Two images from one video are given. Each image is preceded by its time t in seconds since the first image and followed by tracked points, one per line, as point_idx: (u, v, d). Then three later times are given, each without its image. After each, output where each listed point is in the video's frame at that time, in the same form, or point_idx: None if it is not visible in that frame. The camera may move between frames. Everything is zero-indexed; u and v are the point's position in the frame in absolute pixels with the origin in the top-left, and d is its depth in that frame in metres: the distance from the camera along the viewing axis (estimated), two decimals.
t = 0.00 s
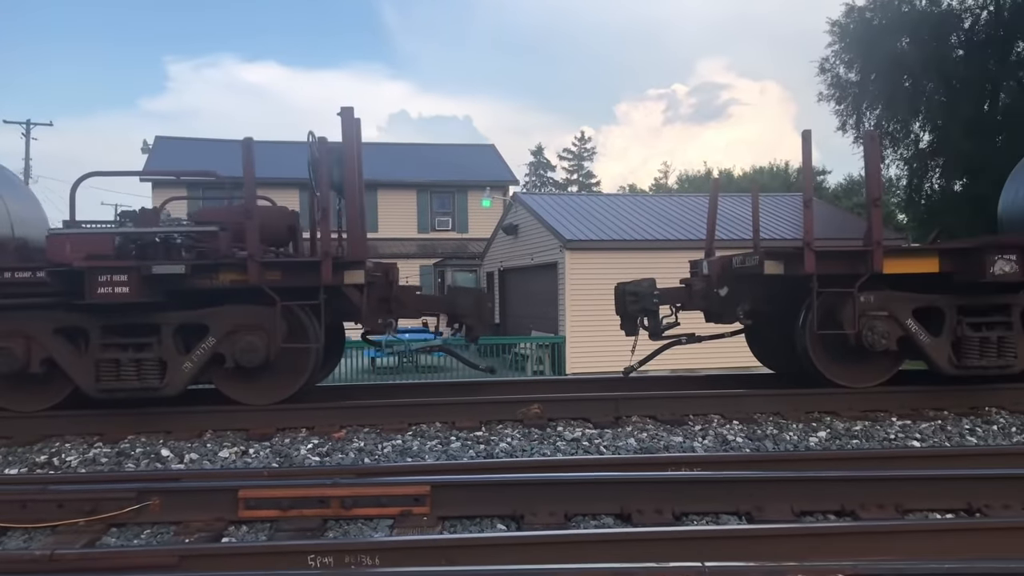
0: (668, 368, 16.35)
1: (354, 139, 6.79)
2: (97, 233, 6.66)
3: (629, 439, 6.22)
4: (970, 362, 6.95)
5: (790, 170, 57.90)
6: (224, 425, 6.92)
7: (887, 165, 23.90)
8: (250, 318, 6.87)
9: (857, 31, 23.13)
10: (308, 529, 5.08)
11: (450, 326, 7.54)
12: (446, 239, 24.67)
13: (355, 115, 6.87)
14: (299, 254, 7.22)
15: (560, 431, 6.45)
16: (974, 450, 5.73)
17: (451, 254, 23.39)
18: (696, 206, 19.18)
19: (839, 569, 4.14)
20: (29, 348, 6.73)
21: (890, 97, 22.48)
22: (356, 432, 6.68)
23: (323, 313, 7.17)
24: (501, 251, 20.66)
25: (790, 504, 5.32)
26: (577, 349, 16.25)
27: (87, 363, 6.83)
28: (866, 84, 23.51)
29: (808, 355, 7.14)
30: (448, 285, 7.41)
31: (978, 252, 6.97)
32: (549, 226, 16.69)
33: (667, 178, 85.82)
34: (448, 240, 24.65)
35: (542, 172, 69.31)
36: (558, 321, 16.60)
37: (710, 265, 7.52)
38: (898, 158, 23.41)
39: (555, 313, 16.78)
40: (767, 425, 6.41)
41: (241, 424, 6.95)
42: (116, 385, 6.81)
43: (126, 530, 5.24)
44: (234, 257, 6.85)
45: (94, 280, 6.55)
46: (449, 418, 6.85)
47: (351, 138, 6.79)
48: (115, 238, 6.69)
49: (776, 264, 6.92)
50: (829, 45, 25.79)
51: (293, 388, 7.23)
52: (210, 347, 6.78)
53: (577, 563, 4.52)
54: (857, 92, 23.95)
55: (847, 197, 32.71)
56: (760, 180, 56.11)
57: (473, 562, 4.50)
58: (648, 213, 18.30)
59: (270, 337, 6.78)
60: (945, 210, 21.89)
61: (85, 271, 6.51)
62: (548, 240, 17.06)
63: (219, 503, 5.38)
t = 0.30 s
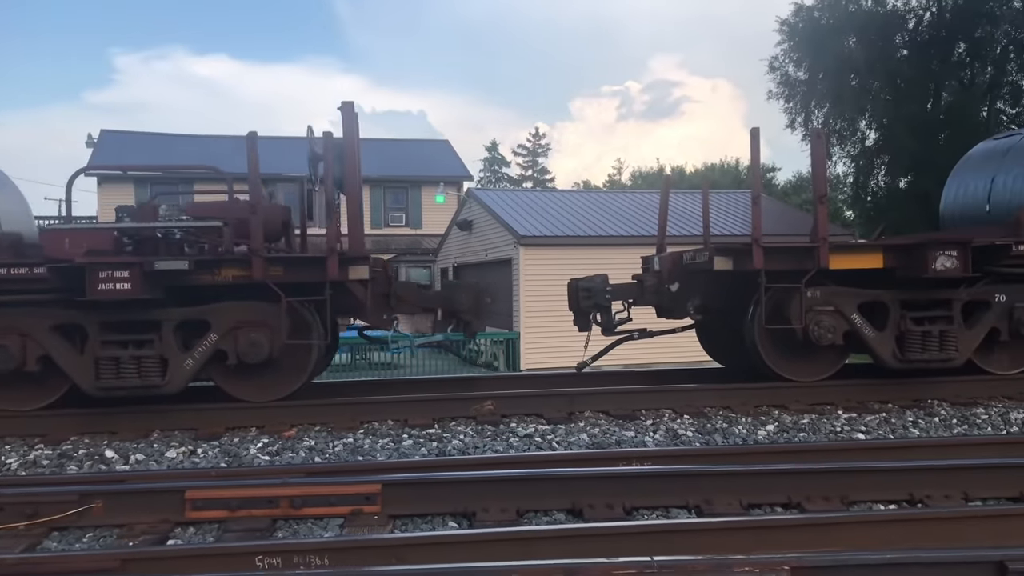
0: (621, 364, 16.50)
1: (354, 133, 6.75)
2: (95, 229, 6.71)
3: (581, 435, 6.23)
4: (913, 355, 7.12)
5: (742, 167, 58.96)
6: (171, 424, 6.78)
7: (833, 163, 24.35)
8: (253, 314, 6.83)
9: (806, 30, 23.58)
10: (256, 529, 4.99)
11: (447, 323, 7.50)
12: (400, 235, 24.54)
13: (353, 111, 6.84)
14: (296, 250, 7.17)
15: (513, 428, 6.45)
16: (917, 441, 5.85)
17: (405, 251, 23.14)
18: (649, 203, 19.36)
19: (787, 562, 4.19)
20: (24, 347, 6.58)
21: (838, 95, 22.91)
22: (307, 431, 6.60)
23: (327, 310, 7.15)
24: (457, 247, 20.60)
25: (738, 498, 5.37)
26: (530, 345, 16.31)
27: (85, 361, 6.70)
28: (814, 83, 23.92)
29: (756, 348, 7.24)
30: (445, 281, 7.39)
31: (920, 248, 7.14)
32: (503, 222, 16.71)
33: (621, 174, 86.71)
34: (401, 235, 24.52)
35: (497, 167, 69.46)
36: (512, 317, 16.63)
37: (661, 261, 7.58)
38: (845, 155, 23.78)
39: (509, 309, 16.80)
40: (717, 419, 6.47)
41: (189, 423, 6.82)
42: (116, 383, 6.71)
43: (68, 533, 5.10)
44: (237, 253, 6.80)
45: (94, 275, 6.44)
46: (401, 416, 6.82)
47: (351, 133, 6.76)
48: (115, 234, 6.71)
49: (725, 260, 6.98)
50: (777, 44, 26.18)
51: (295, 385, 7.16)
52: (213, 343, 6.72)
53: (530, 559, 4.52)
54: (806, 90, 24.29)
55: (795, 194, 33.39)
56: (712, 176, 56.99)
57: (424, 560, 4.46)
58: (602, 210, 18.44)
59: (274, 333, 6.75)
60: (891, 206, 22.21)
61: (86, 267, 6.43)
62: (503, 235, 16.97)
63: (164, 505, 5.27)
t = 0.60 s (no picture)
0: (577, 364, 16.58)
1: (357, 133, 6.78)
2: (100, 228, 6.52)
3: (537, 436, 6.23)
4: (862, 355, 7.27)
5: (695, 169, 59.84)
6: (120, 429, 6.63)
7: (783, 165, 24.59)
8: (259, 315, 6.86)
9: (759, 34, 23.78)
10: (205, 536, 4.89)
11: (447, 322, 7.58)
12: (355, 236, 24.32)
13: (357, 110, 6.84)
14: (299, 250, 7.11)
15: (469, 430, 6.43)
16: (866, 440, 5.95)
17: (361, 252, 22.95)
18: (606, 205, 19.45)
19: (741, 561, 4.23)
20: (25, 348, 6.52)
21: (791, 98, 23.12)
22: (259, 434, 6.51)
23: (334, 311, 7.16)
24: (414, 248, 20.51)
25: (691, 497, 5.39)
26: (487, 346, 16.31)
27: (87, 363, 6.67)
28: (766, 87, 24.04)
29: (710, 350, 7.33)
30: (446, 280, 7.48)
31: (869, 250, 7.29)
32: (460, 223, 16.70)
33: (579, 175, 87.21)
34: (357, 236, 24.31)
35: (455, 168, 69.37)
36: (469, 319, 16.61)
37: (618, 262, 7.69)
38: (795, 159, 23.93)
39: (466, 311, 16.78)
40: (671, 419, 6.52)
41: (138, 428, 6.67)
42: (119, 385, 6.67)
43: (10, 542, 4.95)
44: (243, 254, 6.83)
45: (99, 276, 6.41)
46: (356, 419, 6.76)
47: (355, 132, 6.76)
48: (119, 233, 6.56)
49: (680, 262, 7.08)
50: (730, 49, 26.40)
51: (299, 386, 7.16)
52: (218, 345, 6.74)
53: (485, 562, 4.50)
54: (758, 94, 24.35)
55: (747, 197, 33.91)
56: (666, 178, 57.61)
57: (378, 564, 4.41)
58: (558, 211, 18.55)
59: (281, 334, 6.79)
60: (842, 208, 22.53)
61: (91, 267, 6.39)
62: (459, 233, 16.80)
63: (111, 512, 5.14)
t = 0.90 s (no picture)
0: (545, 369, 16.62)
1: (374, 139, 6.88)
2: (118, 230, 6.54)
3: (505, 441, 6.23)
4: (826, 359, 7.37)
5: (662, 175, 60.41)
6: (82, 436, 6.51)
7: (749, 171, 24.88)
8: (278, 319, 6.89)
9: (725, 41, 23.91)
10: (169, 544, 4.81)
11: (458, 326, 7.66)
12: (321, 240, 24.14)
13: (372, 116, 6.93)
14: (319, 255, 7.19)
15: (437, 435, 6.41)
16: (829, 443, 6.02)
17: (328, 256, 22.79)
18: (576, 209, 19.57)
19: (705, 564, 4.26)
20: (42, 352, 6.52)
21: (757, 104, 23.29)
22: (224, 441, 6.44)
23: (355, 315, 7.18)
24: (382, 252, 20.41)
25: (658, 502, 5.41)
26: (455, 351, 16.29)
27: (105, 367, 6.66)
28: (733, 93, 24.17)
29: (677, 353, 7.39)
30: (460, 286, 7.54)
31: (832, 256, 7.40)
32: (429, 228, 16.67)
33: (549, 179, 87.51)
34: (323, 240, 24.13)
35: (423, 171, 69.24)
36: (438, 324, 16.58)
37: (585, 267, 7.76)
38: (762, 164, 24.36)
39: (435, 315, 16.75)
40: (639, 423, 6.55)
41: (101, 435, 6.56)
42: (137, 389, 6.64)
43: None
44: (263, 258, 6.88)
45: (120, 279, 6.42)
46: (323, 424, 6.72)
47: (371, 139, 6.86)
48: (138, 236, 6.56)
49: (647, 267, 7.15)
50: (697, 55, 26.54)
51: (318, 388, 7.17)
52: (237, 348, 6.74)
53: (454, 569, 4.47)
54: (725, 101, 24.48)
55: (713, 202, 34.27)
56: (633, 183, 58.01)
57: (345, 571, 4.38)
58: (528, 216, 18.60)
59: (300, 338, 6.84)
60: (808, 213, 22.81)
61: (112, 270, 6.39)
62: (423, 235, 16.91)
63: (71, 521, 5.04)
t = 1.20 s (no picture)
0: (519, 373, 16.64)
1: (390, 141, 6.93)
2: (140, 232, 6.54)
3: (481, 444, 6.22)
4: (802, 362, 7.41)
5: (638, 178, 60.71)
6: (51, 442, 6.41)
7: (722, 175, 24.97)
8: (298, 321, 6.92)
9: (698, 44, 23.87)
10: (139, 551, 4.75)
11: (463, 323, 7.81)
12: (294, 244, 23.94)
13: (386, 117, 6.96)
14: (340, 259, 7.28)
15: (412, 439, 6.39)
16: (802, 444, 6.05)
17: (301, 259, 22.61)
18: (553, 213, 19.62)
19: (679, 565, 4.27)
20: (62, 356, 6.53)
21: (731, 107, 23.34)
22: (197, 446, 6.38)
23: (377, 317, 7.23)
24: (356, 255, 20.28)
25: (633, 504, 5.41)
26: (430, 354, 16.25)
27: (126, 370, 6.65)
28: (706, 97, 24.18)
29: (655, 355, 7.42)
30: (462, 284, 7.57)
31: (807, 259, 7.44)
32: (403, 231, 16.62)
33: (525, 182, 87.61)
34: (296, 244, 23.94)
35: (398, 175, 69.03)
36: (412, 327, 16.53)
37: (562, 270, 7.81)
38: (735, 168, 24.39)
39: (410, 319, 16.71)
40: (614, 426, 6.57)
41: (70, 441, 6.46)
42: (157, 392, 6.65)
43: None
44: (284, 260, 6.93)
45: (142, 282, 6.47)
46: (297, 429, 6.68)
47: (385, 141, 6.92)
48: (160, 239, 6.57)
49: (624, 270, 7.18)
50: (671, 59, 26.59)
51: (338, 389, 7.23)
52: (258, 351, 6.77)
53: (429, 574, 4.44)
54: (699, 104, 24.48)
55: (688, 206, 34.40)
56: (609, 187, 58.32)
57: None
58: (503, 219, 18.63)
59: (320, 339, 6.91)
60: (781, 215, 23.10)
61: (134, 273, 6.43)
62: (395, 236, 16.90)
63: (39, 529, 4.95)
